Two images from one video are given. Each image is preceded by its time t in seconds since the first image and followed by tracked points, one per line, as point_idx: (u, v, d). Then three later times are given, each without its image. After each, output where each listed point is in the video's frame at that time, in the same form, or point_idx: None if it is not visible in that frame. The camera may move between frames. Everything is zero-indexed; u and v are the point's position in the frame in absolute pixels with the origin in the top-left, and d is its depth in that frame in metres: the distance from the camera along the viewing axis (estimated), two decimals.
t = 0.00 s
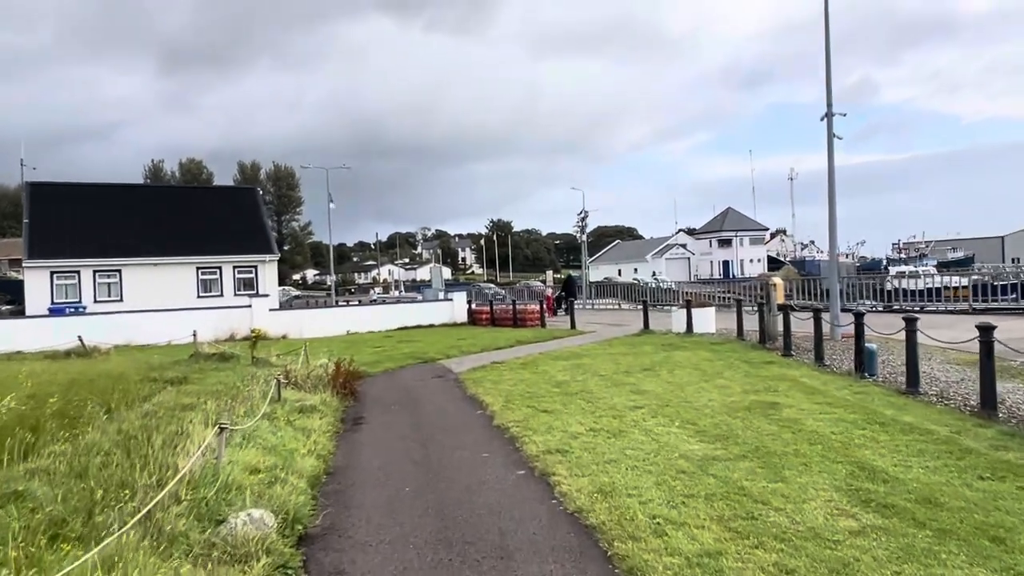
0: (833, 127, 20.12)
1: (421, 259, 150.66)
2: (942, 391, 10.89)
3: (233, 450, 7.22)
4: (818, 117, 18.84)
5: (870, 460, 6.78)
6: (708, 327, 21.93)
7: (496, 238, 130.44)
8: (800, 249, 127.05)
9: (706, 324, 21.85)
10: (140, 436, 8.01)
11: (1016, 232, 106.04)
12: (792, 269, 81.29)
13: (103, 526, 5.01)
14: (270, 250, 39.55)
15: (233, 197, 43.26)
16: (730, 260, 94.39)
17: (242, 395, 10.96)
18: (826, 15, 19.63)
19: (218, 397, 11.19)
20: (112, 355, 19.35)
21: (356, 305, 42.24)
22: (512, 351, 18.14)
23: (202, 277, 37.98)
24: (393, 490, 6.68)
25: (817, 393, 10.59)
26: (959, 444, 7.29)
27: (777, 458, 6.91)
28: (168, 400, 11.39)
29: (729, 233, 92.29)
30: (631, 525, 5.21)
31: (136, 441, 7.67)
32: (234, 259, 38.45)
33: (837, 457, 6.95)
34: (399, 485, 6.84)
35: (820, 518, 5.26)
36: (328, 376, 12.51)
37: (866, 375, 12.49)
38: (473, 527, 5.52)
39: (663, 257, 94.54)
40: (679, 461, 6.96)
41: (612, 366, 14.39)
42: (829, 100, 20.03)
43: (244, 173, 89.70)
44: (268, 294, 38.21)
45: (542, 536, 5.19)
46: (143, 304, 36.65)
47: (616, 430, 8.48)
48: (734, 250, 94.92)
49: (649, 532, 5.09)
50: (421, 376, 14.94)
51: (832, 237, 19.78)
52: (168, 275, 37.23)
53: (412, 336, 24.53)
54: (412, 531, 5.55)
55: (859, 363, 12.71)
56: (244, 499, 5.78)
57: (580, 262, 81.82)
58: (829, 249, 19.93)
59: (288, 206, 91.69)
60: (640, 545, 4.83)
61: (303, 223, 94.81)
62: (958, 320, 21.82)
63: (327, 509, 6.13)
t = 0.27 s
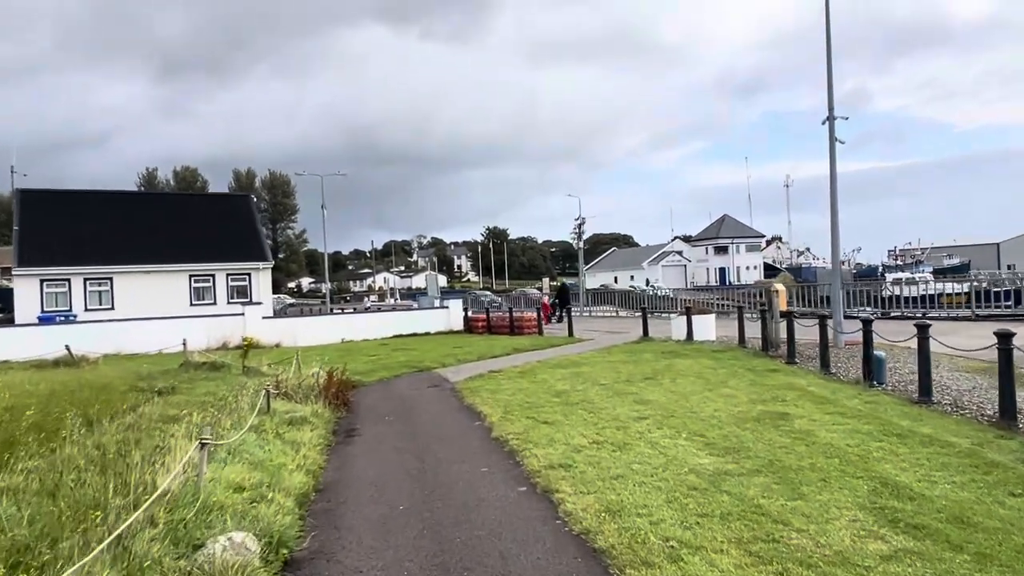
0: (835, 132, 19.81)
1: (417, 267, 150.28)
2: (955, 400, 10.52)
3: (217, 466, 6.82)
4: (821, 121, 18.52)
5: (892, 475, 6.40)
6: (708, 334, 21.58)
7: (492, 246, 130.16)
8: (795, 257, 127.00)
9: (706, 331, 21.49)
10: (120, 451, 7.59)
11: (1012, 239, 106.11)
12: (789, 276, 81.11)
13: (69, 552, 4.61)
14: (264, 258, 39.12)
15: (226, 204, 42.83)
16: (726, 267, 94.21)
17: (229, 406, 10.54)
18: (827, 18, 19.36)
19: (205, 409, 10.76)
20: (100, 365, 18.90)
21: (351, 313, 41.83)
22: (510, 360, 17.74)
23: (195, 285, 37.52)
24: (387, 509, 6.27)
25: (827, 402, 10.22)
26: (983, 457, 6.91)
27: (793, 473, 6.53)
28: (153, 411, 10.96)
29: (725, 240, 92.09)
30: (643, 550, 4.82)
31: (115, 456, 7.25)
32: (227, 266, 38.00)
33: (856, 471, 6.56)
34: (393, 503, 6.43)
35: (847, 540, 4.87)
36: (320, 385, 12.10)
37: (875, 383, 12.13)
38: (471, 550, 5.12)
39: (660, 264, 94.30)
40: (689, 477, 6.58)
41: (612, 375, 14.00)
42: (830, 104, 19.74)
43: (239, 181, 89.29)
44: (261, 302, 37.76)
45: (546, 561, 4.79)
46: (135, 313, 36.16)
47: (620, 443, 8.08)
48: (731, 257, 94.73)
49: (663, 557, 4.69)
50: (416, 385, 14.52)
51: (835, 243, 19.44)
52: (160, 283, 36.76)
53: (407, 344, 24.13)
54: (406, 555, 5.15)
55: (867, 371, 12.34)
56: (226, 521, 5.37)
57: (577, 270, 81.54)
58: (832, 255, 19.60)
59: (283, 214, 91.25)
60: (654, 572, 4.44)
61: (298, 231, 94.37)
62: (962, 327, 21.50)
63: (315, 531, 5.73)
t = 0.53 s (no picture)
0: (836, 139, 19.54)
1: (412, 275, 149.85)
2: (970, 414, 10.18)
3: (197, 491, 6.41)
4: (822, 128, 18.24)
5: (917, 498, 6.03)
6: (707, 344, 21.24)
7: (487, 254, 129.87)
8: (790, 264, 127.02)
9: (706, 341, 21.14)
10: (96, 474, 7.16)
11: (1006, 246, 106.30)
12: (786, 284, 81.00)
13: None
14: (257, 267, 38.67)
15: (219, 213, 42.39)
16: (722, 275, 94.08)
17: (216, 423, 10.10)
18: (828, 24, 19.13)
19: (190, 425, 10.32)
20: (87, 377, 18.42)
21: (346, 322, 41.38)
22: (507, 371, 17.35)
23: (187, 295, 37.03)
24: (380, 537, 5.88)
25: (838, 416, 9.85)
26: (1010, 478, 6.55)
27: (813, 497, 6.14)
28: (137, 428, 10.51)
29: (721, 248, 91.88)
30: None
31: (92, 480, 6.83)
32: (220, 276, 37.52)
33: (879, 494, 6.18)
34: (386, 531, 6.01)
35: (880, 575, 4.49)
36: (311, 399, 11.68)
37: (884, 396, 11.78)
38: None
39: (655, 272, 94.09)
40: (702, 501, 6.20)
41: (613, 388, 13.61)
42: (832, 110, 19.47)
43: (234, 190, 88.78)
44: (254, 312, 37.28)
45: None
46: (126, 323, 35.62)
47: (626, 462, 7.70)
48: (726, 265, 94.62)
49: None
50: (411, 398, 14.11)
51: (837, 251, 19.13)
52: (152, 292, 36.26)
53: (402, 355, 23.70)
54: None
55: (876, 384, 12.00)
56: (206, 556, 4.96)
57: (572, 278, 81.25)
58: (834, 264, 19.29)
59: (278, 223, 90.67)
60: None
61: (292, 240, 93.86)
62: (965, 335, 21.21)
63: (303, 563, 5.33)
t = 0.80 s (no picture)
0: (834, 145, 19.27)
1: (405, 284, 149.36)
2: (980, 427, 9.86)
3: (170, 519, 6.00)
4: (820, 134, 17.97)
5: (939, 524, 5.66)
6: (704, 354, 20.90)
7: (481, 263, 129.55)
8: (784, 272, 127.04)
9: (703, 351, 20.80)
10: (65, 499, 6.73)
11: (999, 253, 106.53)
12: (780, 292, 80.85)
13: None
14: (248, 277, 38.20)
15: (209, 222, 41.90)
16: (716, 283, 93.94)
17: (198, 441, 9.66)
18: (825, 29, 18.89)
19: (171, 444, 9.89)
20: (71, 391, 17.94)
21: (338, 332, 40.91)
22: (502, 383, 16.97)
23: (177, 305, 36.52)
24: (366, 569, 5.47)
25: (845, 431, 9.50)
26: None
27: (828, 522, 5.77)
28: (115, 447, 10.07)
29: (714, 256, 91.72)
30: None
31: (59, 507, 6.40)
32: (210, 286, 37.04)
33: (899, 519, 5.81)
34: (372, 563, 5.59)
35: None
36: (299, 414, 11.26)
37: (891, 409, 11.46)
38: None
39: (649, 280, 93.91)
40: (710, 526, 5.84)
41: (611, 401, 13.24)
42: (829, 117, 19.21)
43: (226, 199, 88.27)
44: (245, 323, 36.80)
45: None
46: (114, 334, 35.07)
47: (626, 483, 7.31)
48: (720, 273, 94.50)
49: None
50: (403, 412, 13.71)
51: (836, 259, 18.84)
52: (141, 303, 35.74)
53: (394, 366, 23.27)
54: None
55: (881, 396, 11.69)
56: None
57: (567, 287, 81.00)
58: (833, 272, 19.00)
59: (271, 232, 90.13)
60: None
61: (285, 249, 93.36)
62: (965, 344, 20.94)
63: None
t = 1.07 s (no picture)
0: (833, 150, 18.95)
1: (399, 293, 148.82)
2: (994, 438, 9.48)
3: (135, 546, 5.56)
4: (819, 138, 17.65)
5: (966, 547, 5.24)
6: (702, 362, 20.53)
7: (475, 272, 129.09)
8: (779, 279, 127.02)
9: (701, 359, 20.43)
10: (24, 525, 6.25)
11: (994, 260, 106.60)
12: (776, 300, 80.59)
13: None
14: (238, 286, 37.69)
15: (200, 231, 41.40)
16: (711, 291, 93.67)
17: (175, 457, 9.19)
18: (824, 31, 18.58)
19: (148, 460, 9.43)
20: (52, 404, 17.44)
21: (330, 342, 40.39)
22: (496, 394, 16.53)
23: (166, 315, 35.98)
24: None
25: (855, 443, 9.10)
26: None
27: (847, 546, 5.34)
28: (90, 463, 9.59)
29: (709, 263, 91.50)
30: None
31: (16, 533, 5.93)
32: (200, 296, 36.52)
33: (921, 542, 5.39)
34: None
35: None
36: (283, 428, 10.80)
37: (899, 420, 11.10)
38: None
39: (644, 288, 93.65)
40: (719, 550, 5.42)
41: (609, 412, 12.83)
42: (828, 121, 18.88)
43: (219, 208, 87.70)
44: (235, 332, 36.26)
45: None
46: (103, 345, 34.50)
47: (627, 502, 6.87)
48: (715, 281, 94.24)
49: None
50: (394, 425, 13.25)
51: (836, 266, 18.49)
52: (130, 313, 35.20)
53: (387, 376, 22.82)
54: None
55: (889, 406, 11.30)
56: None
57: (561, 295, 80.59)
58: (833, 279, 18.64)
59: (264, 242, 89.53)
60: None
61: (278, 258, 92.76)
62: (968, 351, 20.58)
63: None
